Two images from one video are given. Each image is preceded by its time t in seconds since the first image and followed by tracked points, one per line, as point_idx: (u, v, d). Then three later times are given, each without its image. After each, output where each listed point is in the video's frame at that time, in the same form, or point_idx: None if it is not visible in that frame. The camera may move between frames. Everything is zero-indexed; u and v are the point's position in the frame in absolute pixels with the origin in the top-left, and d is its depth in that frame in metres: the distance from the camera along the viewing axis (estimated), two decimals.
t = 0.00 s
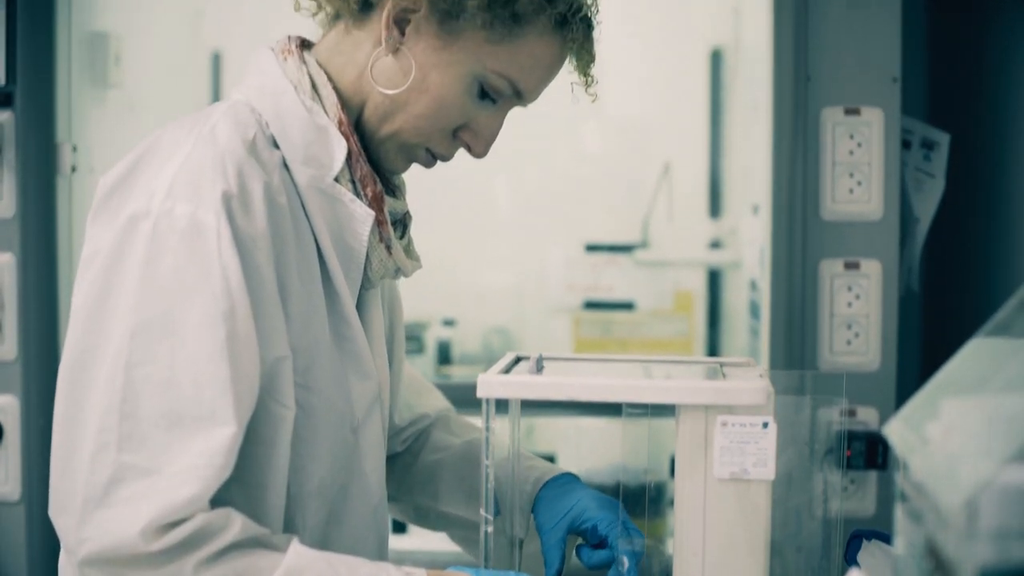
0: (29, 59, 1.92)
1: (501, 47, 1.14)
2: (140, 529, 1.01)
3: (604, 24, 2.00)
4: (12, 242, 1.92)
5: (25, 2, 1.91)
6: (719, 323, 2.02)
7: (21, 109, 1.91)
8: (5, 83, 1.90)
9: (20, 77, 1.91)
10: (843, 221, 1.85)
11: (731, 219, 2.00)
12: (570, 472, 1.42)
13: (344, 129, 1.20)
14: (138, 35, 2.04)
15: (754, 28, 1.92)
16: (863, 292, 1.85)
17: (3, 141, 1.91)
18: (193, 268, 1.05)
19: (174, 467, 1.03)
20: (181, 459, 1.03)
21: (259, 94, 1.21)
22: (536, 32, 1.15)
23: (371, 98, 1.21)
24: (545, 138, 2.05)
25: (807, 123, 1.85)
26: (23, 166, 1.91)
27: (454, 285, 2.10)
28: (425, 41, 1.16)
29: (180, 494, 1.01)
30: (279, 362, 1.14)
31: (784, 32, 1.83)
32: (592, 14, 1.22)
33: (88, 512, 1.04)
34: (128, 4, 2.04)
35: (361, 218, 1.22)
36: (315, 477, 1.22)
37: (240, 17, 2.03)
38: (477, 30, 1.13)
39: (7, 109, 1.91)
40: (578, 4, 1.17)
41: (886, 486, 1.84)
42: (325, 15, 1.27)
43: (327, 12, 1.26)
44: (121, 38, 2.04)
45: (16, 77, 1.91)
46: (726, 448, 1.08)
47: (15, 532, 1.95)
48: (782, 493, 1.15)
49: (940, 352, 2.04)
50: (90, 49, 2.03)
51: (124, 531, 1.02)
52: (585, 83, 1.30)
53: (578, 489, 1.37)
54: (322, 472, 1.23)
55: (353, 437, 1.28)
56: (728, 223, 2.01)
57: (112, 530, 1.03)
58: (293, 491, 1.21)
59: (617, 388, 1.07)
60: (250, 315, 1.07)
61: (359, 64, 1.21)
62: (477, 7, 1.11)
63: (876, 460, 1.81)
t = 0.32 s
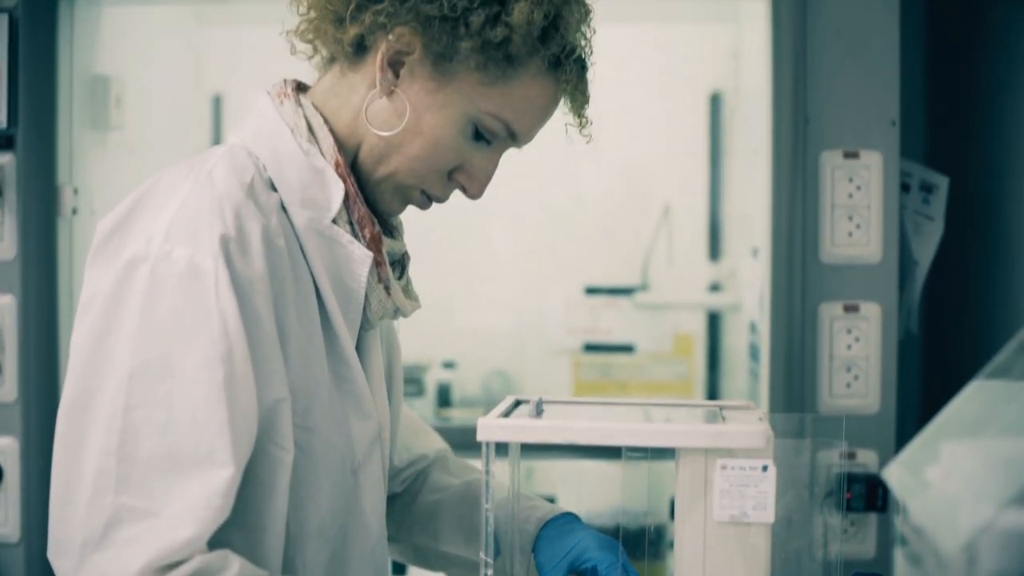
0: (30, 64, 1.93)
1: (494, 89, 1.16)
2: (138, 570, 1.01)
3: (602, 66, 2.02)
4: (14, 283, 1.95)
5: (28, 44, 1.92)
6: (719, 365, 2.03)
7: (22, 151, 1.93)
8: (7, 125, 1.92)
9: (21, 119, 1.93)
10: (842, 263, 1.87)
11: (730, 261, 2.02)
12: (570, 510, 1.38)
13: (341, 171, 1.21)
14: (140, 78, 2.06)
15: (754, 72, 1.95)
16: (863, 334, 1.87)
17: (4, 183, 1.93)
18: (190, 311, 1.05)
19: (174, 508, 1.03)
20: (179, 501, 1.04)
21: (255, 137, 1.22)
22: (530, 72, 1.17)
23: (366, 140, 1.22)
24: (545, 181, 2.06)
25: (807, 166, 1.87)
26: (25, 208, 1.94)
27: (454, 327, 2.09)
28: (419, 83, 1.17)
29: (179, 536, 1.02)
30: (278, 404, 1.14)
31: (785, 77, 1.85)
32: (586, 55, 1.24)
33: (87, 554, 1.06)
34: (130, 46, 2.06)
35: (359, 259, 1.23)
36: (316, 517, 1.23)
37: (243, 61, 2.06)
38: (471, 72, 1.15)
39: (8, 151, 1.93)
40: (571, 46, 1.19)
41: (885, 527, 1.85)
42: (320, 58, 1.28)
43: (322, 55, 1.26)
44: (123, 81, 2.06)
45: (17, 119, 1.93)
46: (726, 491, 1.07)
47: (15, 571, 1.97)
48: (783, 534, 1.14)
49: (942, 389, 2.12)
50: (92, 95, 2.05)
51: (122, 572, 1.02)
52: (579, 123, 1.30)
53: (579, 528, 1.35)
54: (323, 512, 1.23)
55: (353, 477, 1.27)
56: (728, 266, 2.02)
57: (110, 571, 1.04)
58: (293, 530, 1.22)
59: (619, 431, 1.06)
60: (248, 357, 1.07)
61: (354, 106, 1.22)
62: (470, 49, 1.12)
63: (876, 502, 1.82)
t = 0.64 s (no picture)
0: (32, 102, 1.95)
1: (490, 123, 1.18)
2: None
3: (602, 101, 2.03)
4: (14, 316, 1.96)
5: (30, 79, 1.95)
6: (719, 400, 2.03)
7: (23, 187, 1.95)
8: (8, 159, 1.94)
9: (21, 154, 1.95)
10: (842, 297, 1.89)
11: (729, 295, 2.03)
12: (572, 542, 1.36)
13: (339, 205, 1.22)
14: (138, 112, 2.09)
15: (754, 107, 1.97)
16: (862, 367, 1.89)
17: (4, 218, 1.95)
18: (189, 344, 1.06)
19: (174, 540, 1.04)
20: (178, 534, 1.04)
21: (253, 171, 1.23)
22: (527, 106, 1.18)
23: (364, 174, 1.24)
24: (546, 215, 2.07)
25: (808, 201, 1.89)
26: (26, 243, 1.96)
27: (454, 361, 2.09)
28: (416, 117, 1.19)
29: (178, 569, 1.02)
30: (278, 437, 1.14)
31: (784, 112, 1.87)
32: (582, 88, 1.25)
33: None
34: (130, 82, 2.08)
35: (359, 292, 1.23)
36: (315, 549, 1.23)
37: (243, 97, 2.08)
38: (468, 106, 1.17)
39: (9, 185, 1.96)
40: (568, 79, 1.20)
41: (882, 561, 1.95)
42: (318, 92, 1.29)
43: (320, 89, 1.28)
44: (124, 116, 2.09)
45: (16, 155, 1.95)
46: (726, 526, 1.07)
47: None
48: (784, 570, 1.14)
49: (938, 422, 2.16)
50: (93, 129, 2.08)
51: None
52: (575, 157, 1.31)
53: (580, 563, 1.31)
54: (323, 544, 1.24)
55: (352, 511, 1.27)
56: (728, 300, 2.03)
57: None
58: (292, 562, 1.22)
59: (618, 466, 1.06)
60: (247, 389, 1.07)
61: (352, 141, 1.23)
62: (467, 83, 1.14)
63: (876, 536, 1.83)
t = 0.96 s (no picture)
0: (34, 129, 1.98)
1: (488, 150, 1.19)
2: None
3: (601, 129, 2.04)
4: (14, 342, 1.97)
5: (31, 109, 1.97)
6: (718, 427, 2.03)
7: (25, 214, 1.97)
8: (8, 186, 1.96)
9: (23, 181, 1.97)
10: (842, 324, 1.90)
11: (729, 322, 2.03)
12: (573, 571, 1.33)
13: (338, 233, 1.22)
14: (139, 139, 2.10)
15: (754, 134, 1.98)
16: (862, 394, 1.89)
17: (4, 244, 1.96)
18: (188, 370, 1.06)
19: (173, 568, 1.03)
20: (177, 562, 1.04)
21: (253, 200, 1.24)
22: (526, 133, 1.19)
23: (363, 202, 1.25)
24: (546, 242, 2.07)
25: (807, 227, 1.89)
26: (26, 269, 1.97)
27: (453, 388, 2.09)
28: (415, 145, 1.20)
29: None
30: (277, 464, 1.14)
31: (783, 139, 1.88)
32: (581, 116, 1.26)
33: None
34: (133, 109, 2.09)
35: (358, 319, 1.24)
36: None
37: (241, 125, 2.10)
38: (467, 133, 1.18)
39: (9, 212, 1.97)
40: (566, 106, 1.21)
41: None
42: (317, 120, 1.31)
43: (319, 118, 1.29)
44: (124, 142, 2.10)
45: (17, 181, 1.97)
46: (725, 553, 1.07)
47: None
48: None
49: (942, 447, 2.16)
50: (94, 154, 2.09)
51: None
52: (574, 184, 1.32)
53: None
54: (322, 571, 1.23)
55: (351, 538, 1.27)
56: (728, 326, 2.03)
57: None
58: None
59: (616, 493, 1.05)
60: (246, 415, 1.07)
61: (350, 168, 1.24)
62: (466, 110, 1.15)
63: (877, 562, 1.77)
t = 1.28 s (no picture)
0: (35, 148, 1.99)
1: (491, 172, 1.20)
2: None
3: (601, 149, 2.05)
4: (14, 360, 1.98)
5: (31, 129, 1.99)
6: (718, 447, 2.04)
7: (25, 232, 1.98)
8: (9, 206, 1.98)
9: (24, 201, 1.98)
10: (842, 343, 1.90)
11: (729, 341, 2.04)
12: None
13: (340, 253, 1.23)
14: (139, 158, 2.10)
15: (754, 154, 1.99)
16: (862, 413, 1.90)
17: (4, 262, 1.98)
18: (190, 390, 1.07)
19: None
20: None
21: (255, 220, 1.25)
22: (528, 155, 1.20)
23: (366, 223, 1.25)
24: (546, 261, 2.08)
25: (808, 247, 1.90)
26: (26, 288, 1.98)
27: (453, 407, 2.09)
28: (418, 167, 1.21)
29: None
30: (278, 483, 1.14)
31: (783, 158, 1.89)
32: (582, 137, 1.27)
33: None
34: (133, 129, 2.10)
35: (359, 339, 1.24)
36: None
37: (240, 143, 2.10)
38: (469, 155, 1.19)
39: (9, 231, 1.99)
40: (569, 128, 1.22)
41: None
42: (319, 141, 1.32)
43: (321, 138, 1.30)
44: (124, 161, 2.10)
45: (18, 201, 1.98)
46: (725, 572, 1.06)
47: None
48: None
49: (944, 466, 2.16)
50: (94, 173, 2.10)
51: None
52: (576, 207, 1.33)
53: None
54: None
55: (350, 557, 1.27)
56: (728, 345, 2.04)
57: None
58: None
59: (616, 513, 1.06)
60: (247, 434, 1.08)
61: (353, 189, 1.24)
62: (469, 131, 1.16)
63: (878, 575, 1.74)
